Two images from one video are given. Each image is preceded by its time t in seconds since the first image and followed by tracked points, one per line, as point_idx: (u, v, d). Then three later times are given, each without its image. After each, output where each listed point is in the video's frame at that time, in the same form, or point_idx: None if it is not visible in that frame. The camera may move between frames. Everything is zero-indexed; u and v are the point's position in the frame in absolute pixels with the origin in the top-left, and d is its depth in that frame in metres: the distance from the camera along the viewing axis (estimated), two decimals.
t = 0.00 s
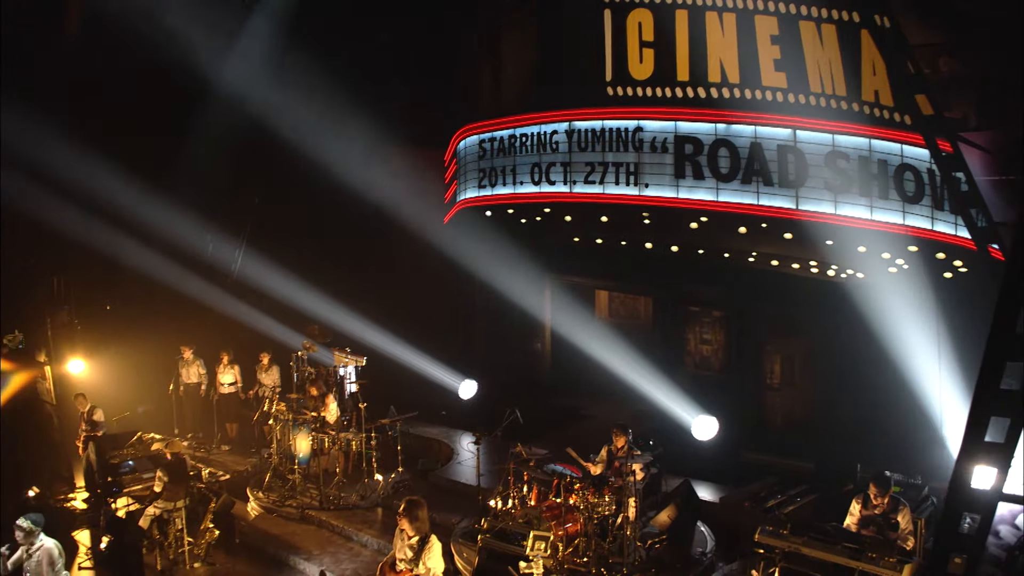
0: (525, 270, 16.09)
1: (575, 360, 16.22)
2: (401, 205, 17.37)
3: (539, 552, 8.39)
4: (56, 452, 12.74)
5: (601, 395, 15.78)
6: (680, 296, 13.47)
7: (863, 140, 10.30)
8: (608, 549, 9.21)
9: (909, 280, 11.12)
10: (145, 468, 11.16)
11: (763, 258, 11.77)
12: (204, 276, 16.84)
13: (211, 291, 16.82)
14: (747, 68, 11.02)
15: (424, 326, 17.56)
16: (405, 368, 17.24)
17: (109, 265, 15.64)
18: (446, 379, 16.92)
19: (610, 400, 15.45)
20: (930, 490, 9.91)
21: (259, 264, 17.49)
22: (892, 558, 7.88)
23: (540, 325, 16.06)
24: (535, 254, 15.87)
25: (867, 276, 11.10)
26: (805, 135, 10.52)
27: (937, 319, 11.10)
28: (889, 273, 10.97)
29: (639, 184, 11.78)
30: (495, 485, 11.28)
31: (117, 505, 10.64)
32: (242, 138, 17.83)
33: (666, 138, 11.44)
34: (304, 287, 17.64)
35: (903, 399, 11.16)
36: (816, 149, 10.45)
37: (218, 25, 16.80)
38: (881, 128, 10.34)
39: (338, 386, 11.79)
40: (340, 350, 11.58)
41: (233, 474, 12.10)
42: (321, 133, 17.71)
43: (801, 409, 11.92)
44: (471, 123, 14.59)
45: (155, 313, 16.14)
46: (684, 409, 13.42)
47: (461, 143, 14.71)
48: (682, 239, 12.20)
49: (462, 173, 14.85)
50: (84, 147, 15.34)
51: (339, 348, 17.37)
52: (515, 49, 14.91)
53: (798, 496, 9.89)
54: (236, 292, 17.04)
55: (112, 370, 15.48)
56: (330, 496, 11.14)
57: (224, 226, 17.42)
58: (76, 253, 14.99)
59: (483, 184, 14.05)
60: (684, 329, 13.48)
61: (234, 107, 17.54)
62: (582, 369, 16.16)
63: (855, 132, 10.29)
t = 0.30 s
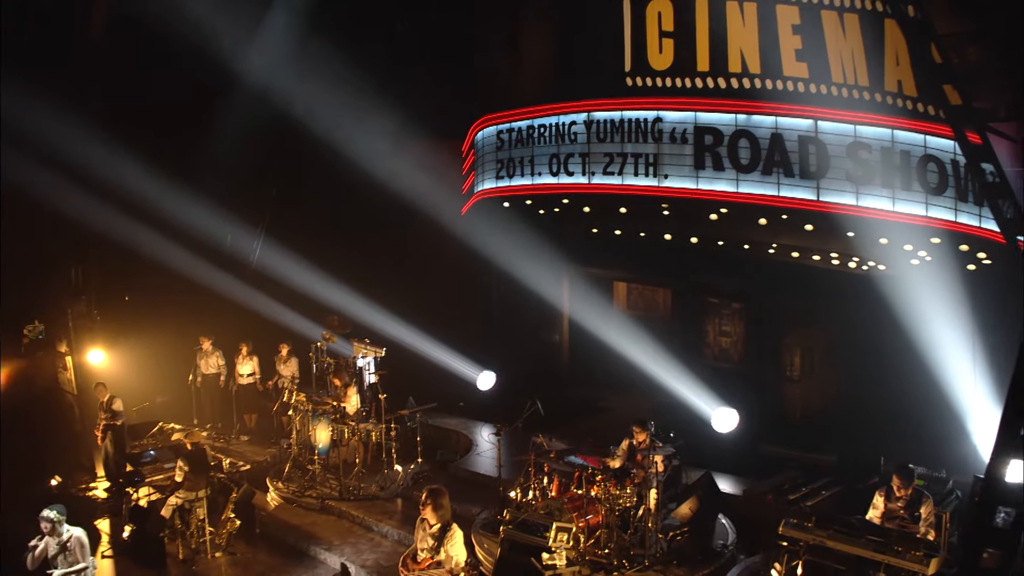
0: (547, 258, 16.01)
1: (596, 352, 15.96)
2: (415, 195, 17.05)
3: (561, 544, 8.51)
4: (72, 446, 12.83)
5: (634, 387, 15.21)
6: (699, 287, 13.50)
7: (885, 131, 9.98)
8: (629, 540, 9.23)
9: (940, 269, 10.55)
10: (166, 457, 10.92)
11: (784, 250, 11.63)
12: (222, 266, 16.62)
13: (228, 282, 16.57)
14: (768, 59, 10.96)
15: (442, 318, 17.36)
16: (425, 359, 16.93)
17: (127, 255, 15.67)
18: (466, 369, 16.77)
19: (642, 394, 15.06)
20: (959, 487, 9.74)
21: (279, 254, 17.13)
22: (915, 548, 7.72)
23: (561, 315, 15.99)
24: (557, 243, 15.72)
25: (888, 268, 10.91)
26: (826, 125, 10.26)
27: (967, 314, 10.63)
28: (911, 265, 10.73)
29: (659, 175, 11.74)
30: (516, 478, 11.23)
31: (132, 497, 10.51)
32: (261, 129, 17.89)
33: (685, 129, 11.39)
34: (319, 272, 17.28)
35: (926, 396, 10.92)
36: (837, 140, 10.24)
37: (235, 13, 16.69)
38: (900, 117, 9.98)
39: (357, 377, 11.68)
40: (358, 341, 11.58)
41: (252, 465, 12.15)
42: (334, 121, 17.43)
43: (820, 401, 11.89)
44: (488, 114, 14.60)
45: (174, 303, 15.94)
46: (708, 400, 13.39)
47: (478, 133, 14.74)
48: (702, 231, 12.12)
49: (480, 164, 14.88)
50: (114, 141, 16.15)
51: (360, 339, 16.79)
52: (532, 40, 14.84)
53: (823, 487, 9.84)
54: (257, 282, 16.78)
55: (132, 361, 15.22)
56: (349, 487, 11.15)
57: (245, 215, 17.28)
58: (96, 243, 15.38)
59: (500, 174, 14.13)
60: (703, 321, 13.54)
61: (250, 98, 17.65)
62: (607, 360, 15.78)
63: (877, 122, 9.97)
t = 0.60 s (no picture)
0: (568, 249, 15.93)
1: (616, 343, 16.42)
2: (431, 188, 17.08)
3: (584, 535, 8.36)
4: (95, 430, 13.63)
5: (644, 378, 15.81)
6: (718, 279, 13.47)
7: (906, 122, 9.87)
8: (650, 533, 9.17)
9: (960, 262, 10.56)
10: (186, 448, 11.09)
11: (803, 242, 11.59)
12: (237, 257, 16.41)
13: (241, 269, 16.32)
14: (788, 48, 10.81)
15: (458, 307, 17.22)
16: (441, 350, 16.78)
17: (142, 244, 15.50)
18: (482, 360, 16.55)
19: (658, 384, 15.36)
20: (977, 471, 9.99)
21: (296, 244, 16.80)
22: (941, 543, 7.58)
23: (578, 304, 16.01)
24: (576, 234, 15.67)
25: (909, 260, 10.88)
26: (847, 116, 10.19)
27: (994, 306, 10.49)
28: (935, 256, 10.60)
29: (677, 167, 11.70)
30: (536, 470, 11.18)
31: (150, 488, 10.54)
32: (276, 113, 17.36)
33: (704, 120, 11.36)
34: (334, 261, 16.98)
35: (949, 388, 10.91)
36: (857, 131, 10.12)
37: None
38: (928, 109, 9.94)
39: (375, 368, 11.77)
40: (377, 332, 11.73)
41: (271, 456, 12.19)
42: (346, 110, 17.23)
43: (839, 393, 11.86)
44: (506, 106, 14.85)
45: (190, 292, 15.73)
46: (729, 392, 13.16)
47: (495, 124, 15.00)
48: (720, 223, 12.06)
49: (497, 155, 15.08)
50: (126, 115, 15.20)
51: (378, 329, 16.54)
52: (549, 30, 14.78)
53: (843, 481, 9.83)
54: (278, 276, 16.62)
55: (153, 350, 15.12)
56: (368, 478, 11.21)
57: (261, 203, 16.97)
58: (113, 233, 15.32)
59: (518, 165, 14.32)
60: (722, 312, 13.46)
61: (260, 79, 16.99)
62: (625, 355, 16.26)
63: (899, 113, 9.89)
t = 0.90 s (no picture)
0: (580, 236, 15.62)
1: (630, 332, 16.20)
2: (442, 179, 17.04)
3: (602, 527, 8.33)
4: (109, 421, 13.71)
5: (660, 369, 15.89)
6: (733, 272, 13.42)
7: (926, 113, 9.73)
8: (667, 526, 9.15)
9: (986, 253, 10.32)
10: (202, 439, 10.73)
11: (820, 234, 11.52)
12: (251, 247, 16.51)
13: (253, 261, 16.43)
14: (806, 38, 10.71)
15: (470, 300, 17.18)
16: (453, 341, 16.77)
17: (159, 234, 15.19)
18: (495, 351, 16.55)
19: (668, 376, 15.65)
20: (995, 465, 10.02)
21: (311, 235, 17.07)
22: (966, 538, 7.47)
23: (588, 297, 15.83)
24: (591, 222, 15.43)
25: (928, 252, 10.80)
26: (865, 107, 9.99)
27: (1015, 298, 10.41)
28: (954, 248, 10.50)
29: (693, 158, 11.58)
30: (552, 461, 11.17)
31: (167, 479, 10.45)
32: (290, 104, 17.31)
33: (720, 111, 11.20)
34: (347, 254, 17.14)
35: (971, 382, 10.74)
36: (876, 122, 9.93)
37: None
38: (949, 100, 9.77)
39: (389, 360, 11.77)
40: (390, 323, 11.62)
41: (286, 446, 12.23)
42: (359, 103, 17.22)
43: (856, 387, 11.68)
44: (520, 96, 14.80)
45: (203, 284, 15.68)
46: (744, 384, 13.10)
47: (509, 115, 14.97)
48: (736, 214, 12.12)
49: (510, 145, 15.07)
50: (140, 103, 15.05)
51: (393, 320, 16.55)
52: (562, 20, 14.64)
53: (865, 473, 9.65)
54: (291, 268, 16.82)
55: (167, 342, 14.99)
56: (382, 469, 11.21)
57: (276, 196, 17.15)
58: (129, 221, 14.91)
59: (531, 156, 14.30)
60: (738, 304, 13.32)
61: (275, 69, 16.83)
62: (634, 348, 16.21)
63: (918, 104, 9.72)
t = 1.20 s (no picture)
0: (593, 227, 15.57)
1: (640, 320, 15.65)
2: (454, 168, 16.75)
3: (617, 519, 8.44)
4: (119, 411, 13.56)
5: (670, 361, 15.11)
6: (744, 264, 13.40)
7: (940, 104, 9.50)
8: (681, 517, 9.22)
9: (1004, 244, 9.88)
10: (214, 430, 10.53)
11: (832, 226, 11.48)
12: (259, 238, 16.37)
13: (261, 250, 16.28)
14: (819, 28, 10.65)
15: (480, 291, 17.04)
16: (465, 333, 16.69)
17: (167, 225, 15.09)
18: (506, 344, 16.62)
19: (678, 367, 14.96)
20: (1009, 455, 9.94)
21: (321, 225, 16.88)
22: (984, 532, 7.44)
23: (599, 287, 15.75)
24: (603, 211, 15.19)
25: (942, 244, 10.53)
26: (879, 98, 9.85)
27: None
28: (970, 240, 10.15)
29: (704, 149, 11.56)
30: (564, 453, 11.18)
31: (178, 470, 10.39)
32: (304, 96, 17.15)
33: (732, 102, 11.15)
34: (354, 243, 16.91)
35: (986, 372, 10.68)
36: (889, 113, 9.82)
37: None
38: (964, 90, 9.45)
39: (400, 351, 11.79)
40: (402, 315, 11.65)
41: (297, 438, 12.24)
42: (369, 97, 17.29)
43: (867, 379, 11.67)
44: (529, 87, 14.75)
45: (212, 274, 15.50)
46: (757, 378, 13.10)
47: (519, 106, 14.95)
48: (747, 205, 12.06)
49: (520, 137, 15.05)
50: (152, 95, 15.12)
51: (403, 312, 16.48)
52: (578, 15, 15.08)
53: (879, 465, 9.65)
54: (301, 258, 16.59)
55: (176, 331, 14.45)
56: (394, 461, 11.23)
57: (284, 185, 16.95)
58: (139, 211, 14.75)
59: (542, 148, 14.30)
60: (749, 296, 13.30)
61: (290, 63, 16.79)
62: (642, 338, 15.62)
63: (932, 94, 9.53)
